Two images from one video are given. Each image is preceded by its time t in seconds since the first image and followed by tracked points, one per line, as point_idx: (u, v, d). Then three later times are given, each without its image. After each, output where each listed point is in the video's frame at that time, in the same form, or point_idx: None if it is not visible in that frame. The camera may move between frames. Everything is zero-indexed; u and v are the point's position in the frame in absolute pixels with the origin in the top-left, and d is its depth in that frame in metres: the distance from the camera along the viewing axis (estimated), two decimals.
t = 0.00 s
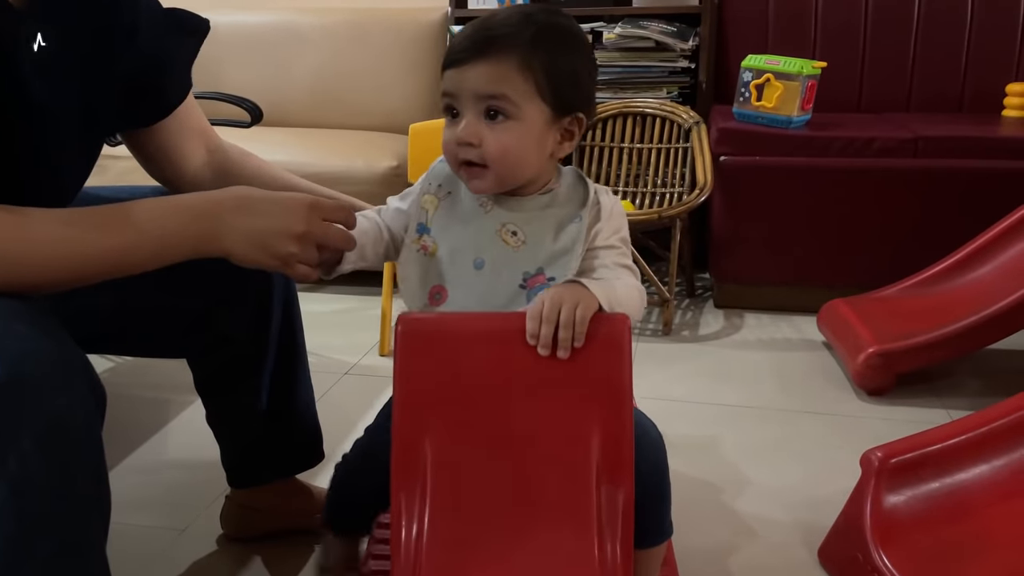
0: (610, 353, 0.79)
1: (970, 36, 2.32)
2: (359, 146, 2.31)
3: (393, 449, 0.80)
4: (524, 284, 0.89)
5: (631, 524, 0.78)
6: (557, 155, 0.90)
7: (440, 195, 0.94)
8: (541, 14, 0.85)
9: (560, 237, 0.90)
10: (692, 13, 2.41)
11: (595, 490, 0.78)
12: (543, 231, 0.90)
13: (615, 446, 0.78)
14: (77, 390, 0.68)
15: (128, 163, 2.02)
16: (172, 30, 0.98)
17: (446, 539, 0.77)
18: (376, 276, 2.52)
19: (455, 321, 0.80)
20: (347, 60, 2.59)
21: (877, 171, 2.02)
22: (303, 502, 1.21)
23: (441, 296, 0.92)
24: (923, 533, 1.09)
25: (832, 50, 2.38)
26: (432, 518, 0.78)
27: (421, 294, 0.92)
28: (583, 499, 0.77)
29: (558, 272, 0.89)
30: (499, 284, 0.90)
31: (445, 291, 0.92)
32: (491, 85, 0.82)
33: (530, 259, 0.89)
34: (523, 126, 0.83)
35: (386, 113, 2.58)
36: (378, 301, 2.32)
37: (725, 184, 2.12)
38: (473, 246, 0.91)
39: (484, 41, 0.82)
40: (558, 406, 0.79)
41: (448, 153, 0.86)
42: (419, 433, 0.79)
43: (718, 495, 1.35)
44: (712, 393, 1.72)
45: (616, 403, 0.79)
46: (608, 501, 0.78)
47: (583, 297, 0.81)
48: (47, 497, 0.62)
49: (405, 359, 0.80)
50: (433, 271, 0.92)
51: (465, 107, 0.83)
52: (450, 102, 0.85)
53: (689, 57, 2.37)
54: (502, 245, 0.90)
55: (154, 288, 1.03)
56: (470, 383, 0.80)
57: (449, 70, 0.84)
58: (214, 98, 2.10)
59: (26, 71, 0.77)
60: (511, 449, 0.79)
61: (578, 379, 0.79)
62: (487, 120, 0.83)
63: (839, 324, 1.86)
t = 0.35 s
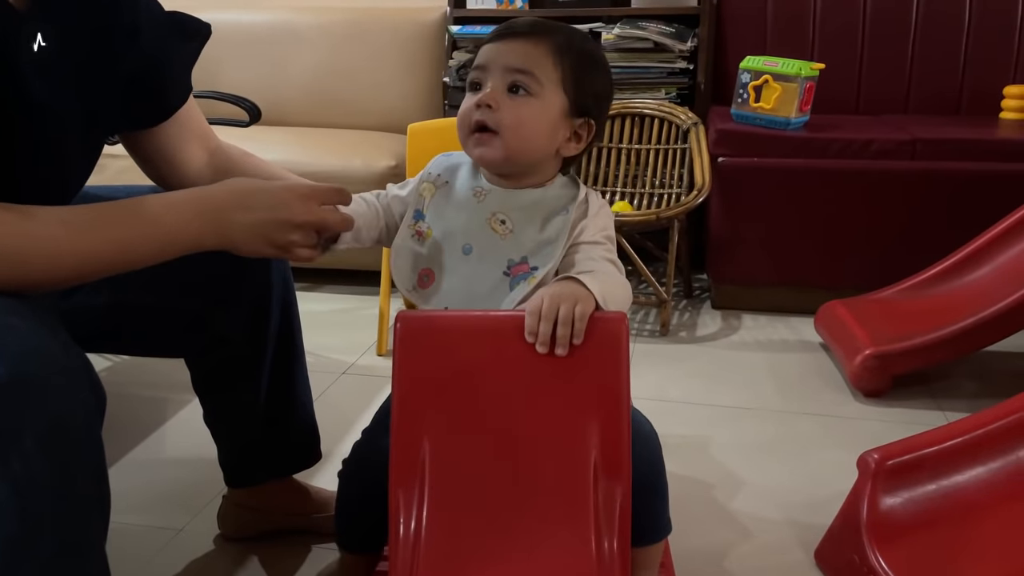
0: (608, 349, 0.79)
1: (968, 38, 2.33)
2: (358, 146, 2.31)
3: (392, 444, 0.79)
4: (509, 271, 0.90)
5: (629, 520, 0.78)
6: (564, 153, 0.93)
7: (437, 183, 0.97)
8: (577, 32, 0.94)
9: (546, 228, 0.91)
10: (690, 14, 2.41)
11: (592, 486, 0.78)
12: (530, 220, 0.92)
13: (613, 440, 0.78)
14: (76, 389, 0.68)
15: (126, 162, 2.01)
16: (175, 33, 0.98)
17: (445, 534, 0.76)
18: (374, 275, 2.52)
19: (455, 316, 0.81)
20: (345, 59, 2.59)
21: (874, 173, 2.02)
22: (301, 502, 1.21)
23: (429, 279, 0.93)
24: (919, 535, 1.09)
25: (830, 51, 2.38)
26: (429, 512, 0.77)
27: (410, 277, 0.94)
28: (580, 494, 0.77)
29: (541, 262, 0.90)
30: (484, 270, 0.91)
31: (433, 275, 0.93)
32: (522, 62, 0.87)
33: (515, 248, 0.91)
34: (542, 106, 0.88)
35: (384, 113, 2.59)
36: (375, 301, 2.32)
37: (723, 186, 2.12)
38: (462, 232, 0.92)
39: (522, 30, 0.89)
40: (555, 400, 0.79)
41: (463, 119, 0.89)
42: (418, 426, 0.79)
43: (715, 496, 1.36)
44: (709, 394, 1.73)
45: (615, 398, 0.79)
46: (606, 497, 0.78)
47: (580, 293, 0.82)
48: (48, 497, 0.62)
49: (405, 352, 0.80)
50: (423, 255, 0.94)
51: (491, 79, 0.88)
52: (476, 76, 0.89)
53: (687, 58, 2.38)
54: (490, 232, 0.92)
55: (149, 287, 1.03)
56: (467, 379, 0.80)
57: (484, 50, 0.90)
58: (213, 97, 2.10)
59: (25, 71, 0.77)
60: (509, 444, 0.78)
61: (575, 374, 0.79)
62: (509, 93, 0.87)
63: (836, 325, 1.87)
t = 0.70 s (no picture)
0: (610, 404, 0.75)
1: (966, 39, 2.33)
2: (357, 144, 2.31)
3: (383, 501, 0.77)
4: (509, 280, 0.87)
5: None
6: (557, 144, 0.89)
7: (439, 184, 0.94)
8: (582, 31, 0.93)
9: (550, 236, 0.88)
10: (690, 13, 2.42)
11: (590, 552, 0.76)
12: (533, 229, 0.89)
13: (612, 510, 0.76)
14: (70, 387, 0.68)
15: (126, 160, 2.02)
16: (176, 35, 0.98)
17: None
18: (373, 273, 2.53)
19: (453, 361, 0.76)
20: (345, 57, 2.59)
21: (873, 173, 2.03)
22: (299, 501, 1.21)
23: (425, 285, 0.89)
24: (915, 534, 1.10)
25: (829, 51, 2.39)
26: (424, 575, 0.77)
27: (405, 282, 0.90)
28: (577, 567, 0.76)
29: (544, 272, 0.86)
30: (483, 278, 0.88)
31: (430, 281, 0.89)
32: (504, 48, 0.87)
33: (516, 256, 0.88)
34: (518, 88, 0.86)
35: (384, 111, 2.59)
36: (374, 299, 2.33)
37: (722, 185, 2.13)
38: (462, 238, 0.89)
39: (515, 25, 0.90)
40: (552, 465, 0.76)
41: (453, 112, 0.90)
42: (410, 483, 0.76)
43: (711, 495, 1.36)
44: (708, 393, 1.73)
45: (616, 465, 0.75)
46: (604, 561, 0.76)
47: (579, 335, 0.77)
48: (41, 495, 0.62)
49: (398, 407, 0.76)
50: (421, 259, 0.91)
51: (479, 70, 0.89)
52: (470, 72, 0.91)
53: (687, 58, 2.38)
54: (491, 239, 0.89)
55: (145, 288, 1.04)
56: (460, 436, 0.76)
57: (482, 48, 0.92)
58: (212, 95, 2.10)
59: (25, 72, 0.78)
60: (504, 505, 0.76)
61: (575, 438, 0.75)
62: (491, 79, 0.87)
63: (834, 324, 1.87)
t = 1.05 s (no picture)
0: (611, 422, 0.77)
1: (961, 33, 2.38)
2: (362, 135, 2.36)
3: (391, 502, 0.80)
4: (509, 291, 0.87)
5: None
6: (564, 148, 0.89)
7: (452, 180, 0.96)
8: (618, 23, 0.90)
9: (553, 248, 0.87)
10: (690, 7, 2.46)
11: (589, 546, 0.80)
12: (536, 239, 0.88)
13: (611, 517, 0.79)
14: (110, 357, 0.73)
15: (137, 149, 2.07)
16: (199, 25, 1.03)
17: None
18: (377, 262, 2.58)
19: (455, 373, 0.78)
20: (350, 51, 2.64)
21: (866, 163, 2.08)
22: (309, 474, 1.27)
23: (429, 284, 0.92)
24: (899, 501, 1.15)
25: (825, 46, 2.43)
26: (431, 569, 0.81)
27: (412, 279, 0.93)
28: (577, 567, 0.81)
29: (545, 284, 0.86)
30: (484, 283, 0.88)
31: (434, 280, 0.91)
32: (523, 39, 0.88)
33: (518, 265, 0.88)
34: (529, 84, 0.87)
35: (389, 104, 2.64)
36: (379, 287, 2.38)
37: (720, 175, 2.18)
38: (469, 240, 0.91)
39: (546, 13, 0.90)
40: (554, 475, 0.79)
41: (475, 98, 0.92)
42: (417, 487, 0.79)
43: (706, 468, 1.41)
44: (704, 376, 1.78)
45: (616, 477, 0.78)
46: (602, 556, 0.80)
47: (584, 352, 0.78)
48: (78, 447, 0.68)
49: (404, 419, 0.78)
50: (428, 257, 0.93)
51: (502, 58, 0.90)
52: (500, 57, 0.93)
53: (686, 51, 2.42)
54: (496, 244, 0.90)
55: (161, 268, 1.06)
56: (465, 436, 0.78)
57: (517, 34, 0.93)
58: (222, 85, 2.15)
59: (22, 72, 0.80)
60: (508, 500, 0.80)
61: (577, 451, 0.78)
62: (508, 71, 0.88)
63: (828, 310, 1.92)
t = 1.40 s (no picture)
0: (615, 401, 0.81)
1: (958, 34, 2.42)
2: (369, 134, 2.40)
3: (410, 480, 0.85)
4: (528, 298, 0.92)
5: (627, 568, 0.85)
6: (585, 195, 0.91)
7: (471, 184, 0.98)
8: (642, 60, 0.85)
9: (571, 263, 0.92)
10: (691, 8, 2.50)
11: (593, 519, 0.84)
12: (555, 253, 0.92)
13: (615, 494, 0.84)
14: (146, 346, 0.78)
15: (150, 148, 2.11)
16: (220, 31, 1.08)
17: (461, 544, 0.85)
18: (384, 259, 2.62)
19: (475, 357, 0.82)
20: (357, 51, 2.68)
21: (863, 162, 2.12)
22: (322, 462, 1.31)
23: (449, 285, 0.95)
24: (889, 489, 1.20)
25: (824, 46, 2.48)
26: (444, 547, 0.85)
27: (433, 278, 0.96)
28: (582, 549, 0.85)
29: (563, 295, 0.91)
30: (504, 289, 0.93)
31: (453, 281, 0.95)
32: (539, 90, 0.84)
33: (536, 275, 0.92)
34: (557, 154, 0.85)
35: (395, 103, 2.68)
36: (386, 283, 2.42)
37: (720, 174, 2.22)
38: (487, 246, 0.94)
39: (563, 50, 0.84)
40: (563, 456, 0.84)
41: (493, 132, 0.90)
42: (434, 465, 0.84)
43: (706, 459, 1.46)
44: (705, 370, 1.83)
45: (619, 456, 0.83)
46: (606, 530, 0.85)
47: (590, 332, 0.82)
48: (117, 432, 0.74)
49: (424, 400, 0.82)
50: (448, 258, 0.96)
51: (526, 104, 0.86)
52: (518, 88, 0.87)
53: (687, 52, 2.47)
54: (515, 253, 0.93)
55: (190, 262, 1.10)
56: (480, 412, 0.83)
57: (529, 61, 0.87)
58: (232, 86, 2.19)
59: (28, 73, 0.81)
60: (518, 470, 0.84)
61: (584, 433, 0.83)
62: (534, 131, 0.86)
63: (824, 305, 1.98)
